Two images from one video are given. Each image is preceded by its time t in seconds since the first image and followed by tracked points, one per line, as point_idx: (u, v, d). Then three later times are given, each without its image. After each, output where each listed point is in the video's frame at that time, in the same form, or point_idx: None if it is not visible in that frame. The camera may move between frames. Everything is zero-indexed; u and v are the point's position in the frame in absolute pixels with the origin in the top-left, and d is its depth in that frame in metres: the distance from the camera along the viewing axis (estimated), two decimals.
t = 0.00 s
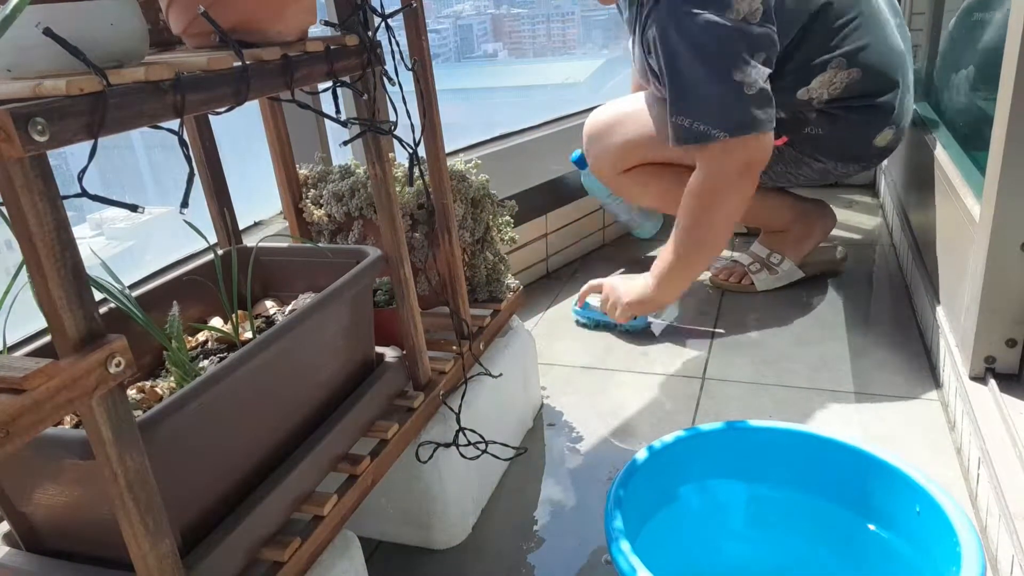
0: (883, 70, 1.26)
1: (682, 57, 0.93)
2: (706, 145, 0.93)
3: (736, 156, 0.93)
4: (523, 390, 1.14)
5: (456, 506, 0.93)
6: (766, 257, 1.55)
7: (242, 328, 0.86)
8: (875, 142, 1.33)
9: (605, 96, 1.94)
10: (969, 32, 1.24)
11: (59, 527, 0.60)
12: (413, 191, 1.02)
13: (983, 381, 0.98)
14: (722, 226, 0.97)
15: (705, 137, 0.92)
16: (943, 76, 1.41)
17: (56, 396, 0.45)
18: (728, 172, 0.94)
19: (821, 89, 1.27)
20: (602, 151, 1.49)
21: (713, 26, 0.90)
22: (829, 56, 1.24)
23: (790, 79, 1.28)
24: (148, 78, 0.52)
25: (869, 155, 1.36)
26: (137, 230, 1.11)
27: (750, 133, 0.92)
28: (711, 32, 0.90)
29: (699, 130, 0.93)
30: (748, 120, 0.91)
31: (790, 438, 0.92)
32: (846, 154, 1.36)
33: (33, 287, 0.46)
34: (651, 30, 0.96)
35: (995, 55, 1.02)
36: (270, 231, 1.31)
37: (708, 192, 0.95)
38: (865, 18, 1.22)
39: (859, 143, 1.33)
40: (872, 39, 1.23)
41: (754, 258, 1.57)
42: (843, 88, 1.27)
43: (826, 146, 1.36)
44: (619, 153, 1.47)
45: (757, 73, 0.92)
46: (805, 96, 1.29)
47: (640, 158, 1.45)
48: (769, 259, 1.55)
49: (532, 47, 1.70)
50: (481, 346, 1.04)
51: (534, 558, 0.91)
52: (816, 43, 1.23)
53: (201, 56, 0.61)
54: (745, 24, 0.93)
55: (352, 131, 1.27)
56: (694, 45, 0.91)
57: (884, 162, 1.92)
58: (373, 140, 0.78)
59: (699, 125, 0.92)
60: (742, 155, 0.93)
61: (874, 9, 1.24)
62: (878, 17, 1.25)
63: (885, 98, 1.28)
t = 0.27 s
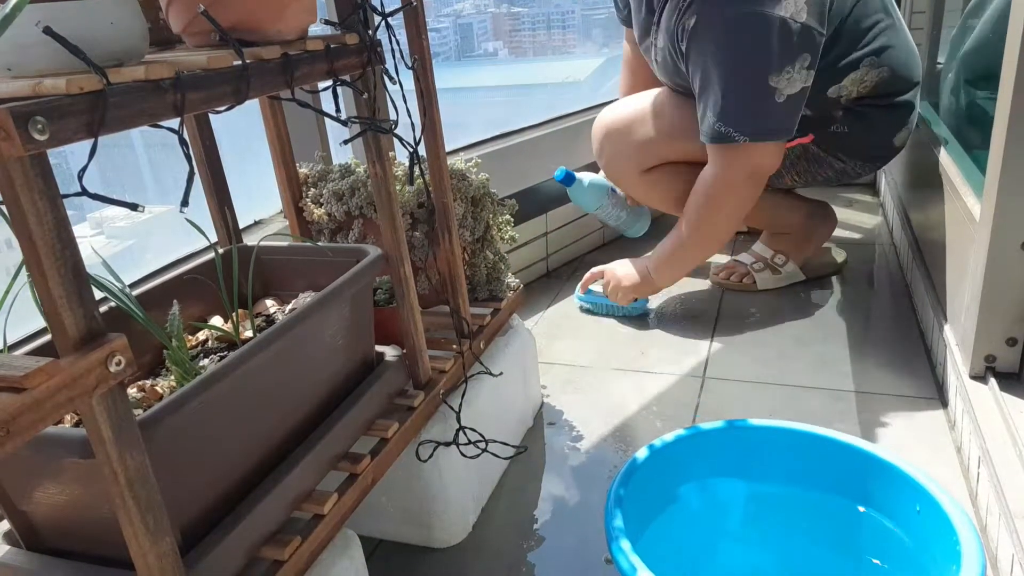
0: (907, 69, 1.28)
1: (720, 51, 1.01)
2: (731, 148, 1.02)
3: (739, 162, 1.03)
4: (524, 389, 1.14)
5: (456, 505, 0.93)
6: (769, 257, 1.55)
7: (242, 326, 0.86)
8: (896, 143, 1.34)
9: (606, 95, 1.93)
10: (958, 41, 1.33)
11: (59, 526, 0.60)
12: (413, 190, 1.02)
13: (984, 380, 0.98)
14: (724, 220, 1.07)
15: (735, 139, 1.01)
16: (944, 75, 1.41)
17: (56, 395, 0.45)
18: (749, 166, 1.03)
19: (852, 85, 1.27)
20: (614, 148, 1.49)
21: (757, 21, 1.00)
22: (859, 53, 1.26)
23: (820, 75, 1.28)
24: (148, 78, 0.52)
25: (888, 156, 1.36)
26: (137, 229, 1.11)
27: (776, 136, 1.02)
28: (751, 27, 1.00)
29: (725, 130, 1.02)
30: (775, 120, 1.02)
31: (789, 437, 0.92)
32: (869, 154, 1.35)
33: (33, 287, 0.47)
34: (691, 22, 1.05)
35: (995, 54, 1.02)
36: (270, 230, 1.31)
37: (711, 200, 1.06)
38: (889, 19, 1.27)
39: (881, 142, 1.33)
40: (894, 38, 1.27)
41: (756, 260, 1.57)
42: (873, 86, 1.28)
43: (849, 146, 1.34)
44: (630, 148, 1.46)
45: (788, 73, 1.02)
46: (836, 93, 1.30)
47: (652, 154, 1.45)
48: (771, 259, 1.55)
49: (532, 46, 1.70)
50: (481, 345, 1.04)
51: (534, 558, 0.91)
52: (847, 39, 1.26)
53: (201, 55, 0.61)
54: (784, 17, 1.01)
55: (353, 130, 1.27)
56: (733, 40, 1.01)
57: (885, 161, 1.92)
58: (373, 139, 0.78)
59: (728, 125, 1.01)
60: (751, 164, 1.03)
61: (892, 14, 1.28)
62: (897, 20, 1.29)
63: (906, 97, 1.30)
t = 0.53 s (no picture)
0: (899, 72, 1.27)
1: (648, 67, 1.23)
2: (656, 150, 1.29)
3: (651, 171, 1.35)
4: (523, 390, 1.14)
5: (456, 506, 0.93)
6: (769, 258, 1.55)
7: (241, 327, 0.86)
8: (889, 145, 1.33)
9: (605, 95, 1.93)
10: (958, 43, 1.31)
11: (59, 527, 0.60)
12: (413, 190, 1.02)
13: (983, 381, 0.98)
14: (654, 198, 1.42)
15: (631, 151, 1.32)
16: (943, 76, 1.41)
17: (56, 396, 0.45)
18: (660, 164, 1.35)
19: (841, 87, 1.27)
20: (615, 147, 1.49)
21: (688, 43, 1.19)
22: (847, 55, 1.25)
23: (810, 78, 1.27)
24: (148, 78, 0.52)
25: (883, 157, 1.36)
26: (137, 229, 1.11)
27: (664, 150, 1.29)
28: (681, 48, 1.20)
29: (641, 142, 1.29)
30: (668, 137, 1.28)
31: (790, 438, 0.92)
32: (862, 154, 1.34)
33: (33, 288, 0.46)
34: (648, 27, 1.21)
35: (995, 54, 1.02)
36: (270, 231, 1.31)
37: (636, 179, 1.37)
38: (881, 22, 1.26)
39: (874, 143, 1.33)
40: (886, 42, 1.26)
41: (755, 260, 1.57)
42: (861, 87, 1.27)
43: (843, 146, 1.34)
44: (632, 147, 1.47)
45: (695, 95, 1.24)
46: (824, 94, 1.28)
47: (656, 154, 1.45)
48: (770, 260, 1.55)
49: (532, 46, 1.70)
50: (481, 346, 1.04)
51: (534, 558, 0.91)
52: (832, 40, 1.25)
53: (201, 56, 0.61)
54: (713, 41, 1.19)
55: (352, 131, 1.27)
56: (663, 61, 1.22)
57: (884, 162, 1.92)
58: (373, 140, 0.78)
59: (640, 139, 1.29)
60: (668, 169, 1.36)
61: (882, 15, 1.27)
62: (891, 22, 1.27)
63: (901, 99, 1.29)
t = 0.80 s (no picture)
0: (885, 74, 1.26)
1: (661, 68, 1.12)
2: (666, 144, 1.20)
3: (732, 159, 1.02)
4: (523, 390, 1.14)
5: (456, 506, 0.93)
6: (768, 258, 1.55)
7: (242, 327, 0.86)
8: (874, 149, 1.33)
9: (605, 95, 1.93)
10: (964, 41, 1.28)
11: (59, 527, 0.60)
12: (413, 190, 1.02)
13: (983, 381, 0.98)
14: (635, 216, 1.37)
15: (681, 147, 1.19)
16: (943, 75, 1.41)
17: (56, 396, 0.45)
18: (690, 164, 1.23)
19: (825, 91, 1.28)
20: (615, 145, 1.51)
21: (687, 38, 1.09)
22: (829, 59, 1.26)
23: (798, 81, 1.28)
24: (148, 78, 0.52)
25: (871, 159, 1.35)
26: (137, 229, 1.10)
27: (710, 135, 1.16)
28: (694, 36, 1.09)
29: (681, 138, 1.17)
30: (709, 122, 1.15)
31: (790, 438, 0.92)
32: (851, 156, 1.35)
33: (33, 288, 0.46)
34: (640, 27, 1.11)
35: (995, 54, 1.02)
36: (270, 231, 1.31)
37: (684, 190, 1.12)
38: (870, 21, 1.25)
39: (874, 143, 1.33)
40: (874, 46, 1.25)
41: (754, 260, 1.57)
42: (844, 92, 1.28)
43: (829, 147, 1.34)
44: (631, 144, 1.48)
45: (721, 75, 1.12)
46: (806, 98, 1.29)
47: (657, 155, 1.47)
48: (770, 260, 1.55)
49: (532, 46, 1.70)
50: (481, 346, 1.04)
51: (534, 559, 0.91)
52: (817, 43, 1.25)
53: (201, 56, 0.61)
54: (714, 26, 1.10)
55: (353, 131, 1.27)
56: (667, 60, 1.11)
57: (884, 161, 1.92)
58: (373, 140, 0.78)
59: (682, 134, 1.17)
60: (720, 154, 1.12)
61: (876, 16, 1.26)
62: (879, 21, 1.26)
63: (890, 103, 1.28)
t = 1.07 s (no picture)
0: (885, 68, 1.26)
1: (703, 66, 0.94)
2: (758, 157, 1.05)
3: (795, 161, 0.87)
4: (523, 390, 1.14)
5: (456, 506, 0.93)
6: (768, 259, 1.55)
7: (241, 327, 0.86)
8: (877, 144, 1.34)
9: (605, 95, 1.93)
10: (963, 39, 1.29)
11: (59, 527, 0.60)
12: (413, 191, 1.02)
13: (983, 381, 0.98)
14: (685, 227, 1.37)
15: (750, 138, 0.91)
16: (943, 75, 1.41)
17: (56, 396, 0.45)
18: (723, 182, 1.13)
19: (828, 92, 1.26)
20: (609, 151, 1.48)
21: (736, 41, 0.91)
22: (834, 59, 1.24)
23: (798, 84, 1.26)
24: (149, 79, 0.52)
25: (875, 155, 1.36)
26: (137, 230, 1.11)
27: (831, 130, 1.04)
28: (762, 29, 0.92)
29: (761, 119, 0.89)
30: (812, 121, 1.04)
31: (790, 438, 0.92)
32: (854, 155, 1.35)
33: (33, 288, 0.47)
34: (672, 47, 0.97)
35: (995, 54, 1.02)
36: (270, 231, 1.31)
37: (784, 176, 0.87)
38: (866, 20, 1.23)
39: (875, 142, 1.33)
40: (875, 42, 1.25)
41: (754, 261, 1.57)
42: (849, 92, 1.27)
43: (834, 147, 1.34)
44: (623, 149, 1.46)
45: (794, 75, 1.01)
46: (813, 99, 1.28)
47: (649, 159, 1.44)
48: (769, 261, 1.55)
49: (532, 47, 1.70)
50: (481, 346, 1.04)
51: (533, 559, 0.91)
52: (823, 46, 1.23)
53: (201, 56, 0.61)
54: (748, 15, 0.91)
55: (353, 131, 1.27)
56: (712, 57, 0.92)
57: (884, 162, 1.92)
58: (373, 140, 0.78)
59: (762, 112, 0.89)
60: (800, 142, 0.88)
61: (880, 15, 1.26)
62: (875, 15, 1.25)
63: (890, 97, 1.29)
